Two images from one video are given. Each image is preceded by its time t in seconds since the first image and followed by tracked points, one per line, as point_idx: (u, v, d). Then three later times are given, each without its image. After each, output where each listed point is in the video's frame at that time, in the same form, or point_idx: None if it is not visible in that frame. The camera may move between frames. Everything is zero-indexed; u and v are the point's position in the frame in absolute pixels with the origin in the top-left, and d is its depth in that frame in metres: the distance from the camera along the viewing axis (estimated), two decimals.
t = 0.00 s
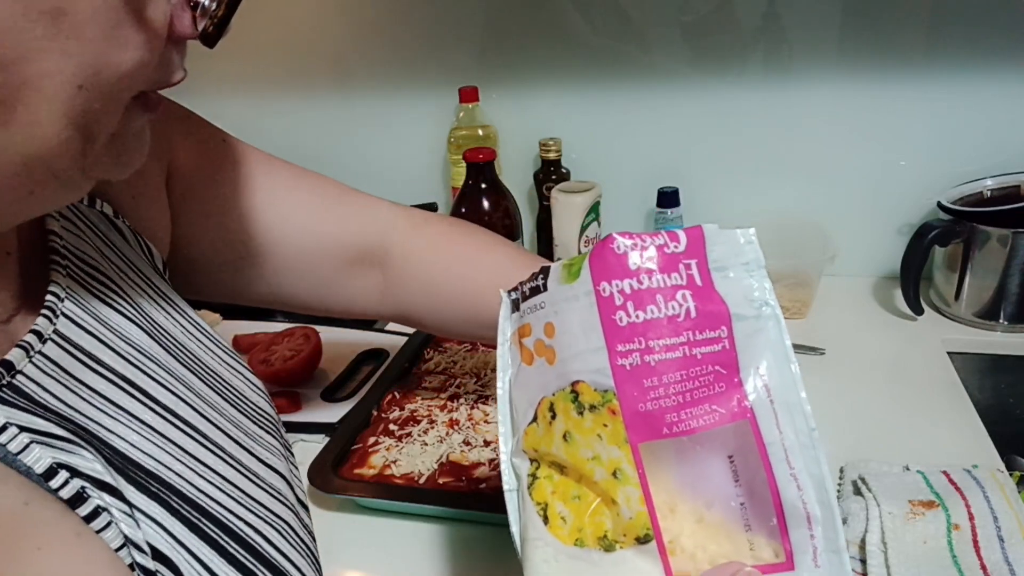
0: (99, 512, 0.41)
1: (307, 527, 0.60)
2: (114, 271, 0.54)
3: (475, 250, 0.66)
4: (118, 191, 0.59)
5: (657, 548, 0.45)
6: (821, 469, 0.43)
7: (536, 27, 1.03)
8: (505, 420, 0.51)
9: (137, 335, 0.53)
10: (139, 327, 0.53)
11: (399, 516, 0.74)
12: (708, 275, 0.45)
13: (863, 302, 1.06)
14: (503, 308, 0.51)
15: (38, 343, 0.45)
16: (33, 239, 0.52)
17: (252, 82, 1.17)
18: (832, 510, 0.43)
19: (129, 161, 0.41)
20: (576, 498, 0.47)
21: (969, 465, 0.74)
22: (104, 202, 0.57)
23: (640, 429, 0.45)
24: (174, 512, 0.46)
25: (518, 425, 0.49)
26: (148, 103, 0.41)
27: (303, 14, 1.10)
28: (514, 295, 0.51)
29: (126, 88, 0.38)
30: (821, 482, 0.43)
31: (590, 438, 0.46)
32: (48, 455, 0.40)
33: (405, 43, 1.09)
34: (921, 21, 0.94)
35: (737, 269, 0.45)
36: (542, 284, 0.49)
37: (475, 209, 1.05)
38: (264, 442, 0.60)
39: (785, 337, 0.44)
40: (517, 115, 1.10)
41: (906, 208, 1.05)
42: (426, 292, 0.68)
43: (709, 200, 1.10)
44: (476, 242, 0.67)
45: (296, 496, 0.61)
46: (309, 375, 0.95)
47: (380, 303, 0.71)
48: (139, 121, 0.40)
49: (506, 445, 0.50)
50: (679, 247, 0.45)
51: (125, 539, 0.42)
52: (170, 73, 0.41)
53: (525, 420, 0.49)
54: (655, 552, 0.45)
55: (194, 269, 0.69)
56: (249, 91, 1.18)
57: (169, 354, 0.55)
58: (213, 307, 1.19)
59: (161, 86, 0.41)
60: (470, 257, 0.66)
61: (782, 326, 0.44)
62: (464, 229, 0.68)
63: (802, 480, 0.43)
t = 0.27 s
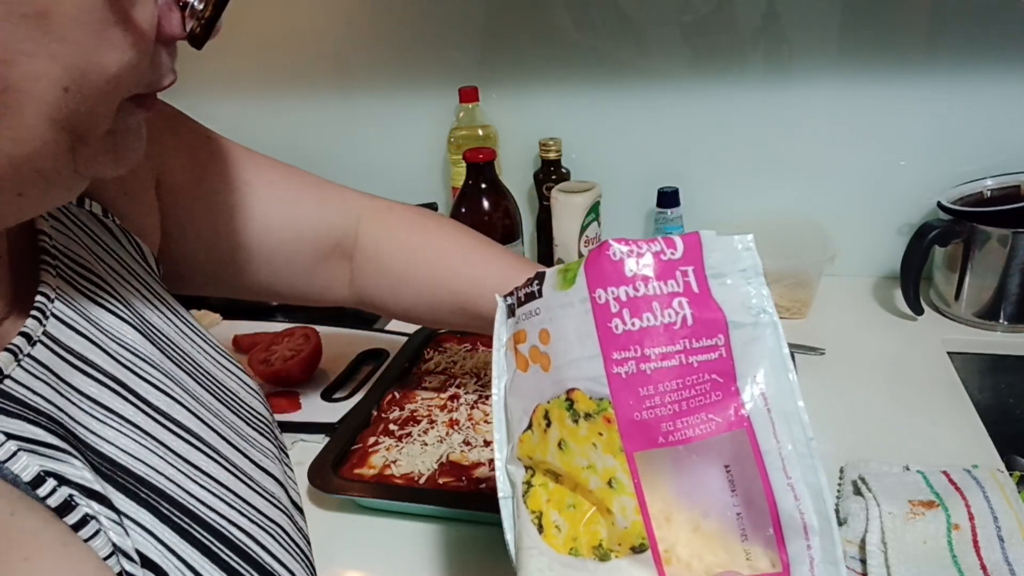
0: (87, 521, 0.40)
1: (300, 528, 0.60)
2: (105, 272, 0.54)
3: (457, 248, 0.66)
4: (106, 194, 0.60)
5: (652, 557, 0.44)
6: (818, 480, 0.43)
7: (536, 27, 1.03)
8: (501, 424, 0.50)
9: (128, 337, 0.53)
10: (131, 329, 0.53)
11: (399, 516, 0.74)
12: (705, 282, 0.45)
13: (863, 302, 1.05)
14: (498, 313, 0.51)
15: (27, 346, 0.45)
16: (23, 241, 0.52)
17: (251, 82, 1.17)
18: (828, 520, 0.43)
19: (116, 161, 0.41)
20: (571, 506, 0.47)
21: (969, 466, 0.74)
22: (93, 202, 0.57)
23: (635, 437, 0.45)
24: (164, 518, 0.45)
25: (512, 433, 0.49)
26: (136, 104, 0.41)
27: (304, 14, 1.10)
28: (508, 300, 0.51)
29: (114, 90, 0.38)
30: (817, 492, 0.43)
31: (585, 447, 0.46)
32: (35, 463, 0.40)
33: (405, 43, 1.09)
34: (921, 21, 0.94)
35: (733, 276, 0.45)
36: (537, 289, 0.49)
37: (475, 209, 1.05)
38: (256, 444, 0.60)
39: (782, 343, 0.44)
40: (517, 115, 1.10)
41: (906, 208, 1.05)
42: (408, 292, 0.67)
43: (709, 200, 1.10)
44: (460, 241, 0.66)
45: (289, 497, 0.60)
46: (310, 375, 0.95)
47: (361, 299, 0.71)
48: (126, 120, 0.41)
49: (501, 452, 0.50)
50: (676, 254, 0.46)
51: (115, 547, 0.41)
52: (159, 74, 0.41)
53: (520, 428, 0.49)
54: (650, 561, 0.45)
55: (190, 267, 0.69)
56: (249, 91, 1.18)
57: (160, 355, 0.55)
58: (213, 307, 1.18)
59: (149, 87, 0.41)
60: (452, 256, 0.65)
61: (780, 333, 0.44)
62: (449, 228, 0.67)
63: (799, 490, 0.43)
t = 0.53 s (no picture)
0: (84, 507, 0.41)
1: (295, 523, 0.60)
2: (95, 267, 0.54)
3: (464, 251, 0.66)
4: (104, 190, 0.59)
5: (650, 540, 0.45)
6: (807, 463, 0.44)
7: (536, 26, 1.03)
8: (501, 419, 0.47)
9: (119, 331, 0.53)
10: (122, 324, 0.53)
11: (399, 516, 0.74)
12: (698, 279, 0.46)
13: (863, 302, 1.06)
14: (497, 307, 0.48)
15: (20, 339, 0.45)
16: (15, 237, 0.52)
17: (251, 82, 1.17)
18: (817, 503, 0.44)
19: (107, 148, 0.41)
20: (573, 493, 0.46)
21: (969, 466, 0.74)
22: (85, 200, 0.57)
23: (634, 425, 0.45)
24: (160, 507, 0.46)
25: (511, 422, 0.47)
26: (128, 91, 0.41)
27: (304, 14, 1.10)
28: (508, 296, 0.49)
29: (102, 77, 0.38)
30: (806, 476, 0.44)
31: (586, 434, 0.46)
32: (31, 451, 0.40)
33: (404, 43, 1.09)
34: (920, 21, 0.94)
35: (725, 273, 0.46)
36: (539, 287, 0.47)
37: (475, 209, 1.05)
38: (250, 438, 0.60)
39: (771, 337, 0.45)
40: (517, 115, 1.10)
41: (906, 208, 1.05)
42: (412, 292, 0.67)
43: (709, 200, 1.10)
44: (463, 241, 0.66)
45: (283, 493, 0.60)
46: (310, 375, 0.95)
47: (366, 305, 0.71)
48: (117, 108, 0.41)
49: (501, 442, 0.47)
50: (671, 252, 0.46)
51: (111, 533, 0.41)
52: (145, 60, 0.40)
53: (521, 419, 0.47)
54: (649, 544, 0.45)
55: (185, 267, 0.68)
56: (249, 91, 1.18)
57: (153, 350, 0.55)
58: (214, 308, 1.18)
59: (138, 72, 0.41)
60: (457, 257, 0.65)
61: (769, 327, 0.45)
62: (449, 227, 0.67)
63: (789, 474, 0.44)
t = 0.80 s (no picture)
0: (83, 496, 0.40)
1: (293, 515, 0.60)
2: (86, 261, 0.54)
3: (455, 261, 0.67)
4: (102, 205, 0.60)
5: (682, 529, 0.45)
6: (823, 463, 0.45)
7: (535, 26, 1.04)
8: (543, 422, 0.48)
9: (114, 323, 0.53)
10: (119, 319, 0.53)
11: (399, 516, 0.74)
12: (727, 296, 0.47)
13: (863, 302, 1.06)
14: (536, 325, 0.49)
15: (18, 331, 0.45)
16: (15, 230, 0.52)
17: (251, 81, 1.17)
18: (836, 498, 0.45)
19: (96, 131, 0.42)
20: (610, 485, 0.47)
21: (969, 466, 0.74)
22: (76, 200, 0.58)
23: (669, 422, 0.46)
24: (159, 497, 0.45)
25: (550, 423, 0.48)
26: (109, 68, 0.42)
27: (304, 14, 1.10)
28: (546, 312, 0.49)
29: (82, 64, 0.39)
30: (823, 475, 0.45)
31: (624, 430, 0.47)
32: (30, 440, 0.40)
33: (404, 42, 1.09)
34: (920, 21, 0.94)
35: (750, 291, 0.48)
36: (580, 301, 0.48)
37: (475, 209, 1.05)
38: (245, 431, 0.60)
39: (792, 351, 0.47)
40: (517, 115, 1.10)
41: (906, 208, 1.05)
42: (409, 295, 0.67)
43: (709, 200, 1.10)
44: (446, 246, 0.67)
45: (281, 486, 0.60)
46: (310, 375, 0.95)
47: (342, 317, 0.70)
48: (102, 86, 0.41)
49: (541, 438, 0.48)
50: (702, 269, 0.48)
51: (112, 521, 0.41)
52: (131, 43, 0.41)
53: (560, 420, 0.48)
54: (681, 533, 0.45)
55: (171, 272, 0.68)
56: (249, 91, 1.18)
57: (148, 342, 0.55)
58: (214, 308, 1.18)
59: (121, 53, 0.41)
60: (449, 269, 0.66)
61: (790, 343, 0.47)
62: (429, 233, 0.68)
63: (806, 470, 0.45)
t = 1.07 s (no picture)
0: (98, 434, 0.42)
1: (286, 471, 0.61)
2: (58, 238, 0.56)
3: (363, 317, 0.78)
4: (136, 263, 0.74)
5: (656, 384, 0.48)
6: (756, 331, 0.54)
7: (535, 26, 1.04)
8: (533, 356, 0.55)
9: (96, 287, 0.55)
10: (100, 284, 0.55)
11: (399, 515, 0.74)
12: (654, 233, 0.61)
13: (863, 302, 1.05)
14: (519, 303, 0.60)
15: (14, 293, 0.47)
16: None
17: (250, 81, 1.17)
18: (773, 360, 0.51)
19: (70, 96, 0.46)
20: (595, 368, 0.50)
21: (969, 466, 0.74)
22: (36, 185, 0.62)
23: (626, 301, 0.52)
24: (165, 441, 0.47)
25: (542, 352, 0.54)
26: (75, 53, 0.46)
27: (303, 14, 1.10)
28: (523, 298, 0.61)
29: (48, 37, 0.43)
30: (757, 336, 0.53)
31: (597, 323, 0.52)
32: (43, 382, 0.42)
33: (404, 43, 1.09)
34: (920, 21, 0.94)
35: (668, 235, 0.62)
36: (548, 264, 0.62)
37: (475, 209, 1.05)
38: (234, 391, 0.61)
39: (705, 258, 0.59)
40: (517, 115, 1.10)
41: (906, 208, 1.05)
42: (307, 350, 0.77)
43: (709, 200, 1.10)
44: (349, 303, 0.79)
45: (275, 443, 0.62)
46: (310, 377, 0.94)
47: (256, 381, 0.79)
48: (70, 54, 0.46)
49: (537, 366, 0.54)
50: (637, 222, 0.63)
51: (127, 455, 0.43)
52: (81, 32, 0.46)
53: (546, 347, 0.54)
54: (656, 389, 0.47)
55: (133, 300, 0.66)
56: (249, 91, 1.18)
57: (133, 309, 0.56)
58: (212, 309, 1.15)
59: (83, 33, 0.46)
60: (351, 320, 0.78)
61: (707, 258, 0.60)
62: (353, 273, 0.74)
63: (743, 335, 0.52)
